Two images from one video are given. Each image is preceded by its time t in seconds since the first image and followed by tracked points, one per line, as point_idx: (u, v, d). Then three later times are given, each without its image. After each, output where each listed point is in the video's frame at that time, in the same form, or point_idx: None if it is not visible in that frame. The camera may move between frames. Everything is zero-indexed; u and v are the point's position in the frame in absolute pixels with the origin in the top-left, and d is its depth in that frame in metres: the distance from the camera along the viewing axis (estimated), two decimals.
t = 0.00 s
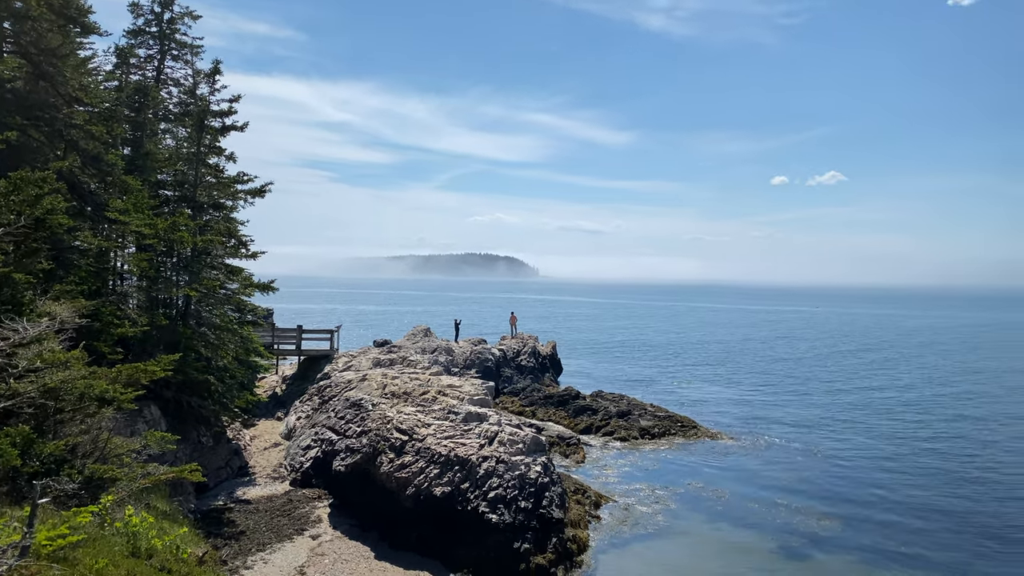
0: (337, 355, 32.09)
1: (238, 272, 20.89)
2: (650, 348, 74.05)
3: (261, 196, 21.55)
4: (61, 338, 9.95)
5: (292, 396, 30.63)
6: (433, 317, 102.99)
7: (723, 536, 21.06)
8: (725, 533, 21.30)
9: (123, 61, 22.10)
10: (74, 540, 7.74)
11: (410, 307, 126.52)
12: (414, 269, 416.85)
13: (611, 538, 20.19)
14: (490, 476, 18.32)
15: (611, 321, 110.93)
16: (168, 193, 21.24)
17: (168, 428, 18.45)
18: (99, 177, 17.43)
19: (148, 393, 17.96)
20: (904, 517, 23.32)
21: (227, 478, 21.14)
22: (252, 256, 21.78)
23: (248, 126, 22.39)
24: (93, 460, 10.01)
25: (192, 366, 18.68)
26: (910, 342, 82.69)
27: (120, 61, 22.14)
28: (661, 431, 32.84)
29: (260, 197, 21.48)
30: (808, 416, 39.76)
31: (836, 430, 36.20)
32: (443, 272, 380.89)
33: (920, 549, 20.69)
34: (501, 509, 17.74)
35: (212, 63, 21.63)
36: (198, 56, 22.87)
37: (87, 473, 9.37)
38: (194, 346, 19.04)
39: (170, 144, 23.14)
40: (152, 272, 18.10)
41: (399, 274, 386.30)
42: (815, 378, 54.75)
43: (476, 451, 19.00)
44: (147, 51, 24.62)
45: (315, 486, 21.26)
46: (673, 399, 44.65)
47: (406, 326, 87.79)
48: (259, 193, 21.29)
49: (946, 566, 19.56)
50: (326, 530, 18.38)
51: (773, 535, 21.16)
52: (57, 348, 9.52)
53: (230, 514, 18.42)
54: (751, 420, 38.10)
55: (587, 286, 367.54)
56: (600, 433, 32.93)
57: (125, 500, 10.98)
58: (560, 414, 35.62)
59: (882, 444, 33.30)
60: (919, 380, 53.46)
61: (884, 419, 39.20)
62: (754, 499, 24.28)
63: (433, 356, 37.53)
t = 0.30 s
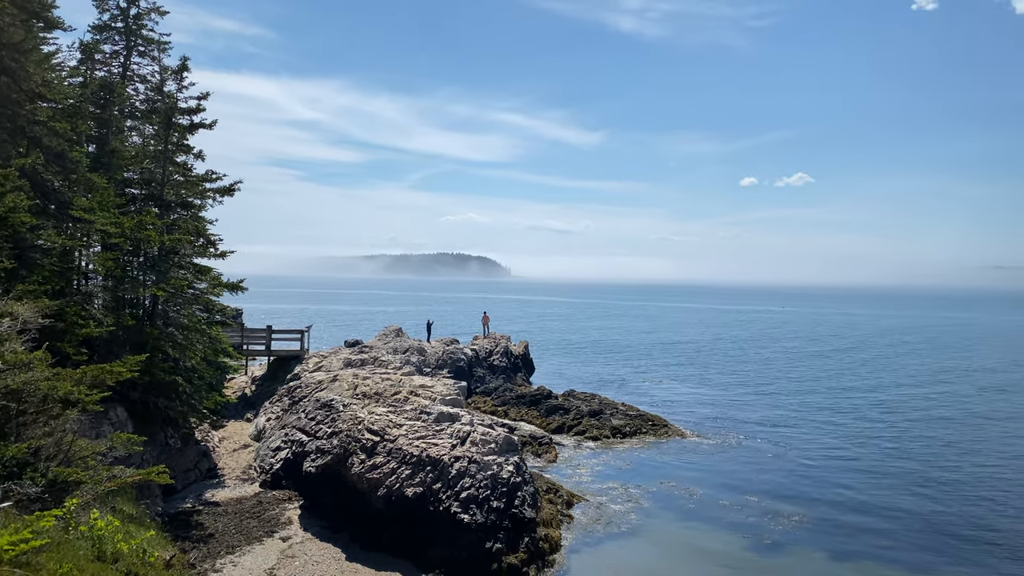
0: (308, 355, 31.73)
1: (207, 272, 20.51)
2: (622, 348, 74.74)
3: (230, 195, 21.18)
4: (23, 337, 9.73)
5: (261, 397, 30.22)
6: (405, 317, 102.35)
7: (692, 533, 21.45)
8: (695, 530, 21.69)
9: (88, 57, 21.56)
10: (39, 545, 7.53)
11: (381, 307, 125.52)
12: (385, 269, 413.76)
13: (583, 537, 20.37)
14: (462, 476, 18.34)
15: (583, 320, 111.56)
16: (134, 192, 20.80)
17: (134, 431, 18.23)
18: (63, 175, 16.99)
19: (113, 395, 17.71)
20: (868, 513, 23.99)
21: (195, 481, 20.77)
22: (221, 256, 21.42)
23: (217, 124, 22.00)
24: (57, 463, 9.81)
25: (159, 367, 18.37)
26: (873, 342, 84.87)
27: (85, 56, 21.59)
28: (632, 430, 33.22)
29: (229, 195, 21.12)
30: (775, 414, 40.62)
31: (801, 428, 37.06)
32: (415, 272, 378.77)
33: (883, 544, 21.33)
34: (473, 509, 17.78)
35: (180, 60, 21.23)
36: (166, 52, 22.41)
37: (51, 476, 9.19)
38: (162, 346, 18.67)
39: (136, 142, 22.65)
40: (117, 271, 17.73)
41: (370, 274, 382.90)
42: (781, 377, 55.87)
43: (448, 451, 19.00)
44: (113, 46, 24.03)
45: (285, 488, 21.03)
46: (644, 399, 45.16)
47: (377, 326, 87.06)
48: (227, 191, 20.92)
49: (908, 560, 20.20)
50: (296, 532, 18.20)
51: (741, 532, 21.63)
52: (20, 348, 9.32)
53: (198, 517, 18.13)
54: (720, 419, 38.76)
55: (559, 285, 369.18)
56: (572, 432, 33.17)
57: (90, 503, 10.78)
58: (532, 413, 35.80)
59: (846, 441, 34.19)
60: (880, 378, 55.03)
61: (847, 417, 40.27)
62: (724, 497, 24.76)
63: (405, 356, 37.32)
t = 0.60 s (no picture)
0: (289, 356, 31.48)
1: (187, 272, 20.25)
2: (604, 348, 75.14)
3: (210, 194, 20.92)
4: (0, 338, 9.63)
5: (242, 398, 29.94)
6: (387, 317, 101.84)
7: (675, 531, 21.68)
8: (677, 528, 21.93)
9: (65, 54, 21.18)
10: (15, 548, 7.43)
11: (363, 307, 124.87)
12: (368, 269, 411.39)
13: (566, 536, 20.48)
14: (445, 477, 18.34)
15: (565, 320, 111.81)
16: (113, 190, 20.46)
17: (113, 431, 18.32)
18: (40, 173, 16.87)
19: (92, 396, 17.71)
20: (847, 510, 24.35)
21: (175, 482, 20.52)
22: (201, 256, 21.19)
23: (197, 123, 21.72)
24: (35, 465, 9.70)
25: (139, 368, 18.17)
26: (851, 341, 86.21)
27: (62, 54, 21.22)
28: (614, 429, 33.44)
29: (210, 195, 20.87)
30: (755, 413, 41.14)
31: (780, 427, 37.58)
32: (397, 271, 377.20)
33: (862, 541, 21.67)
34: (456, 509, 17.79)
35: (159, 57, 20.97)
36: (145, 50, 22.11)
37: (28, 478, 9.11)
38: (141, 347, 18.43)
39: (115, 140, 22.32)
40: (95, 270, 17.50)
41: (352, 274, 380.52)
42: (761, 376, 56.57)
43: (430, 451, 19.00)
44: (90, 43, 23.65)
45: (266, 489, 20.87)
46: (626, 399, 45.47)
47: (359, 326, 86.57)
48: (208, 191, 20.67)
49: (886, 557, 20.54)
50: (278, 533, 18.07)
51: (723, 530, 21.91)
52: None
53: (179, 519, 17.95)
54: (701, 418, 39.17)
55: (543, 286, 369.50)
56: (555, 432, 33.31)
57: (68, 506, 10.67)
58: (515, 413, 35.88)
59: (824, 440, 34.75)
60: (858, 378, 55.82)
61: (825, 415, 40.90)
62: (706, 495, 25.02)
63: (388, 356, 37.17)
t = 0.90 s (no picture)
0: (277, 357, 31.31)
1: (174, 272, 20.08)
2: (594, 348, 75.38)
3: (198, 194, 20.77)
4: None
5: (230, 399, 29.78)
6: (377, 317, 101.50)
7: (664, 531, 21.84)
8: (666, 528, 22.09)
9: (50, 54, 20.97)
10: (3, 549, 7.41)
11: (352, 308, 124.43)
12: (357, 270, 409.82)
13: (556, 537, 20.54)
14: (434, 477, 18.35)
15: (554, 320, 111.95)
16: (99, 191, 20.27)
17: (99, 433, 18.09)
18: (25, 173, 16.82)
19: (77, 397, 17.50)
20: (834, 510, 24.54)
21: (163, 484, 20.38)
22: (189, 256, 21.05)
23: (184, 122, 21.57)
24: (19, 468, 9.60)
25: (125, 369, 18.04)
26: (837, 341, 87.02)
27: (47, 53, 21.00)
28: (603, 429, 33.59)
29: (198, 195, 20.72)
30: (742, 413, 41.47)
31: (768, 427, 37.89)
32: (386, 272, 376.09)
33: (848, 541, 21.86)
34: (445, 510, 17.80)
35: (147, 57, 20.82)
36: (132, 49, 21.92)
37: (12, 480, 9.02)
38: (128, 348, 18.29)
39: (102, 140, 22.13)
40: (81, 271, 17.37)
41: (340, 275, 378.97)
42: (749, 376, 57.01)
43: (420, 452, 19.00)
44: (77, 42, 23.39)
45: (255, 491, 20.79)
46: (615, 399, 45.70)
47: (348, 326, 86.26)
48: (195, 190, 20.55)
49: (872, 557, 20.73)
50: (266, 535, 17.99)
51: (712, 529, 22.12)
52: None
53: (166, 521, 17.84)
54: (689, 418, 39.43)
55: (532, 286, 370.04)
56: (545, 432, 33.41)
57: (53, 509, 10.58)
58: (504, 414, 35.95)
59: (811, 439, 35.12)
60: (846, 378, 56.25)
61: (812, 415, 41.34)
62: (695, 495, 25.17)
63: (376, 357, 37.07)
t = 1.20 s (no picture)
0: (270, 357, 31.18)
1: (166, 273, 19.98)
2: (588, 348, 75.50)
3: (190, 194, 20.67)
4: None
5: (222, 400, 29.64)
6: (370, 318, 101.21)
7: (657, 530, 21.93)
8: (659, 527, 22.18)
9: (41, 53, 20.81)
10: None
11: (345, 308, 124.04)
12: (350, 270, 408.97)
13: (550, 536, 20.57)
14: (427, 477, 18.34)
15: (547, 321, 111.93)
16: (90, 190, 20.14)
17: (90, 434, 17.99)
18: (15, 173, 16.69)
19: (68, 397, 17.40)
20: (827, 509, 24.71)
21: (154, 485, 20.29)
22: (181, 256, 20.95)
23: (176, 122, 21.45)
24: (9, 469, 9.53)
25: (117, 369, 17.96)
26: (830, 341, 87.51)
27: (38, 53, 20.84)
28: (597, 429, 33.68)
29: (189, 195, 20.62)
30: (735, 413, 41.65)
31: (760, 426, 38.06)
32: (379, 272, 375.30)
33: (841, 540, 22.01)
34: (438, 510, 17.79)
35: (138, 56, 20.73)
36: (123, 49, 21.78)
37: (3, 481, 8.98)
38: (119, 349, 18.20)
39: (94, 139, 22.01)
40: (72, 271, 17.27)
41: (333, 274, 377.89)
42: (742, 376, 57.26)
43: (413, 452, 18.99)
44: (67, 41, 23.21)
45: (247, 491, 20.72)
46: (608, 399, 45.80)
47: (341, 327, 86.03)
48: (188, 190, 20.46)
49: (864, 556, 20.90)
50: (259, 535, 17.93)
51: (705, 529, 22.23)
52: None
53: (158, 522, 17.76)
54: (682, 418, 39.58)
55: (525, 286, 370.18)
56: (538, 432, 33.46)
57: (43, 510, 10.52)
58: (498, 414, 36.00)
59: (803, 439, 35.32)
60: (837, 377, 56.60)
61: (804, 415, 41.57)
62: (688, 495, 25.28)
63: (369, 357, 37.00)
